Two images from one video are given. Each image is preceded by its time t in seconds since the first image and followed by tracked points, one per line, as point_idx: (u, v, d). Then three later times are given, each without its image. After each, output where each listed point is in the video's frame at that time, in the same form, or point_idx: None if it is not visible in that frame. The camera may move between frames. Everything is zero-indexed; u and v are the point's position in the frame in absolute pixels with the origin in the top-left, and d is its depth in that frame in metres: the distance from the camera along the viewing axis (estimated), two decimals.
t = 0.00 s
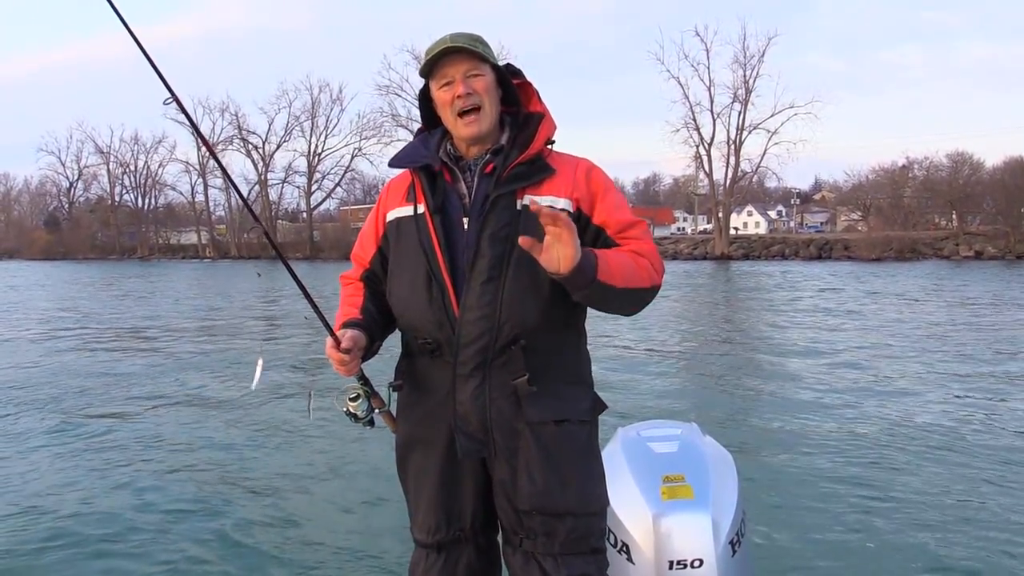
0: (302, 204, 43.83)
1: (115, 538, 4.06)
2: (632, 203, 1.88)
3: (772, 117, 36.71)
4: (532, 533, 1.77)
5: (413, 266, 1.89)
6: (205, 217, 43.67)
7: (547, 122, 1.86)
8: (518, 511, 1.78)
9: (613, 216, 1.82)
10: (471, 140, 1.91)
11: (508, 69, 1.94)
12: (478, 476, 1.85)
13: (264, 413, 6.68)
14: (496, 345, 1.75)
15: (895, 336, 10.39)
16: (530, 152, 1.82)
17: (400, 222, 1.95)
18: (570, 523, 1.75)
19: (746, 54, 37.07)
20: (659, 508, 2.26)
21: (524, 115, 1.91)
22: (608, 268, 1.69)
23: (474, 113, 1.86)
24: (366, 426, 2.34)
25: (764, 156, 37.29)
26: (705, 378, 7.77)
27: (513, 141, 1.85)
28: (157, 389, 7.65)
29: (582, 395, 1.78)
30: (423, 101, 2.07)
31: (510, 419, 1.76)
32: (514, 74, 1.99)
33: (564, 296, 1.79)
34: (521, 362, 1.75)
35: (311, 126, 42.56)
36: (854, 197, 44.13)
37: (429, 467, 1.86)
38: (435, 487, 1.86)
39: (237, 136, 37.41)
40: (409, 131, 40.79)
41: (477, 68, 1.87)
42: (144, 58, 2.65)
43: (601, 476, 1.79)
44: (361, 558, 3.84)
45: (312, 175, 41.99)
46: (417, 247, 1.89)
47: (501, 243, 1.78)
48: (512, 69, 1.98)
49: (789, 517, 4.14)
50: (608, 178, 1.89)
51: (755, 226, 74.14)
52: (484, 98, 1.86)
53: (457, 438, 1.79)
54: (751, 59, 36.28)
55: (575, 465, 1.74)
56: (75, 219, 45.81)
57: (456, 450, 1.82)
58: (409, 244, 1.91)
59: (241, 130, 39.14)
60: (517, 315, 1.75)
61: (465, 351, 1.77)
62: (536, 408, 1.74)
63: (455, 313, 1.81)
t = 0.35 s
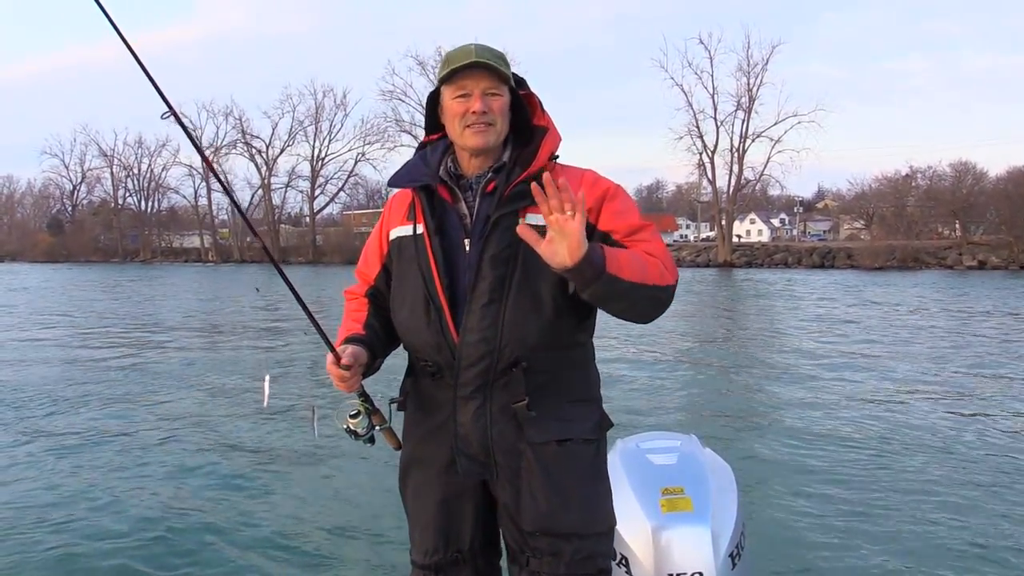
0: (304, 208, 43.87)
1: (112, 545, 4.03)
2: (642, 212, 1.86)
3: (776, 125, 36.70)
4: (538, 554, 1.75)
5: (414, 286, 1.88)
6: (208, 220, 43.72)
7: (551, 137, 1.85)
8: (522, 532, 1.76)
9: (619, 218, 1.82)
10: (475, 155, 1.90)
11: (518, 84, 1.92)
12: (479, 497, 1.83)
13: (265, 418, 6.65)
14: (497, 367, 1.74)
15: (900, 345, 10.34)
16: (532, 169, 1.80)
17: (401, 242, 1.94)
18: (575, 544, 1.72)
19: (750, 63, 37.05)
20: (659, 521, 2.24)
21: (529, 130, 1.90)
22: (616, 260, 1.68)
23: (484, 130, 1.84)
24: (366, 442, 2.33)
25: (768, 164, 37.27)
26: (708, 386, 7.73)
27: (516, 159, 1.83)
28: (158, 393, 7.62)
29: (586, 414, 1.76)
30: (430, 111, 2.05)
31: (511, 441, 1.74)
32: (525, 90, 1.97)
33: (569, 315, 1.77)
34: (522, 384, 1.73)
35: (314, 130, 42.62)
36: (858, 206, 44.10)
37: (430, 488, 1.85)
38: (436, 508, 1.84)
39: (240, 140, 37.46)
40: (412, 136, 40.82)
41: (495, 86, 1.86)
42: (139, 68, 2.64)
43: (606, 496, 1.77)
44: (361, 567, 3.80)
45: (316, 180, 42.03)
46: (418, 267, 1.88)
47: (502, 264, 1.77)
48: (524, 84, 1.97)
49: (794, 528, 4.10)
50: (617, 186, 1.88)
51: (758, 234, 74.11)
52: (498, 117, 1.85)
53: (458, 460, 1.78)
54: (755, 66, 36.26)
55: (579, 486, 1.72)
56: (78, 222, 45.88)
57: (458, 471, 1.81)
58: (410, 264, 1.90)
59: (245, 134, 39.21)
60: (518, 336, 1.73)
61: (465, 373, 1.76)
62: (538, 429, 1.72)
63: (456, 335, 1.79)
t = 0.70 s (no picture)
0: (316, 207, 43.98)
1: (122, 543, 4.01)
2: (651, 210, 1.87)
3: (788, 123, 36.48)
4: (546, 553, 1.73)
5: (421, 282, 1.87)
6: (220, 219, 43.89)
7: (558, 130, 1.84)
8: (532, 531, 1.75)
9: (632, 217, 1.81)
10: (481, 151, 1.89)
11: (523, 79, 1.92)
12: (488, 496, 1.82)
13: (275, 417, 6.64)
14: (506, 363, 1.72)
15: (914, 346, 10.25)
16: (538, 162, 1.79)
17: (409, 237, 1.93)
18: (584, 543, 1.72)
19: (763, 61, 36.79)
20: (667, 520, 2.21)
21: (536, 125, 1.89)
22: (637, 275, 1.68)
23: (488, 125, 1.83)
24: (369, 440, 2.33)
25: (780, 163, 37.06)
26: (720, 387, 7.67)
27: (521, 153, 1.82)
28: (169, 392, 7.63)
29: (596, 411, 1.75)
30: (437, 110, 2.06)
31: (521, 436, 1.73)
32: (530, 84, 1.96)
33: (577, 312, 1.76)
34: (531, 379, 1.72)
35: (326, 130, 42.71)
36: (871, 205, 43.80)
37: (438, 485, 1.84)
38: (444, 506, 1.83)
39: (252, 139, 37.56)
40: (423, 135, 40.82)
41: (499, 81, 1.84)
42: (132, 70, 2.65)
43: (616, 494, 1.76)
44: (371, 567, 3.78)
45: (327, 179, 42.14)
46: (426, 263, 1.87)
47: (509, 258, 1.76)
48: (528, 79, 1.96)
49: (808, 530, 4.05)
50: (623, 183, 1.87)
51: (770, 233, 73.76)
52: (501, 112, 1.84)
53: (468, 457, 1.76)
54: (768, 65, 36.10)
55: (588, 483, 1.71)
56: (92, 221, 46.13)
57: (467, 468, 1.80)
58: (418, 259, 1.89)
59: (257, 134, 39.32)
60: (527, 332, 1.72)
61: (474, 369, 1.75)
62: (548, 425, 1.71)
63: (463, 330, 1.78)
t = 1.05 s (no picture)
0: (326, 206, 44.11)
1: (131, 543, 4.02)
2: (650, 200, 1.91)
3: (798, 118, 36.31)
4: (549, 536, 1.74)
5: (423, 267, 1.87)
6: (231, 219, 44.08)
7: (558, 118, 1.85)
8: (535, 514, 1.76)
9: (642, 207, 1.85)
10: (481, 137, 1.89)
11: (521, 67, 1.92)
12: (491, 480, 1.83)
13: (284, 416, 6.65)
14: (511, 346, 1.73)
15: (925, 340, 10.20)
16: (540, 148, 1.79)
17: (410, 223, 1.93)
18: (587, 526, 1.73)
19: (772, 56, 36.57)
20: (671, 511, 2.21)
21: (535, 112, 1.89)
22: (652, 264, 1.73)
23: (487, 110, 1.83)
24: (366, 425, 2.34)
25: (791, 158, 36.89)
26: (730, 382, 7.63)
27: (523, 139, 1.83)
28: (179, 391, 7.66)
29: (597, 395, 1.76)
30: (435, 97, 2.06)
31: (526, 420, 1.73)
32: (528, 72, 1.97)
33: (578, 297, 1.77)
34: (536, 363, 1.73)
35: (335, 128, 42.82)
36: (882, 199, 43.55)
37: (443, 470, 1.84)
38: (448, 490, 1.83)
39: (261, 139, 37.71)
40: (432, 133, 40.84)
41: (497, 66, 1.84)
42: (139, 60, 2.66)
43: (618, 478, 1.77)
44: (378, 566, 3.77)
45: (337, 178, 42.27)
46: (428, 247, 1.87)
47: (513, 242, 1.76)
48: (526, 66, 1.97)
49: (818, 525, 4.01)
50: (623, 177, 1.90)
51: (781, 229, 73.52)
52: (500, 97, 1.84)
53: (472, 442, 1.76)
54: (777, 60, 35.95)
55: (593, 467, 1.72)
56: (103, 222, 46.42)
57: (471, 453, 1.80)
58: (419, 244, 1.89)
59: (266, 133, 39.47)
60: (531, 316, 1.72)
61: (479, 353, 1.74)
62: (552, 410, 1.72)
63: (467, 315, 1.79)
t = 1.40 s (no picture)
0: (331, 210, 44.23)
1: (135, 550, 4.01)
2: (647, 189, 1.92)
3: (802, 113, 36.25)
4: (546, 531, 1.75)
5: (416, 264, 1.88)
6: (236, 225, 44.23)
7: (548, 114, 1.85)
8: (531, 510, 1.77)
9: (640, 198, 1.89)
10: (472, 133, 1.90)
11: (512, 63, 1.93)
12: (487, 477, 1.84)
13: (290, 420, 6.65)
14: (505, 343, 1.73)
15: (929, 333, 10.18)
16: (531, 144, 1.80)
17: (402, 221, 1.93)
18: (583, 520, 1.73)
19: (774, 52, 36.49)
20: (670, 505, 2.22)
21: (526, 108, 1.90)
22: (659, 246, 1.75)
23: (478, 105, 1.84)
24: (359, 421, 2.35)
25: (795, 153, 36.82)
26: (736, 378, 7.61)
27: (514, 136, 1.83)
28: (185, 397, 7.68)
29: (591, 390, 1.77)
30: (426, 96, 2.07)
31: (520, 417, 1.74)
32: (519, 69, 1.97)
33: (572, 292, 1.78)
34: (530, 359, 1.73)
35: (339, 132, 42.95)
36: (887, 194, 43.45)
37: (440, 468, 1.85)
38: (445, 487, 1.84)
39: (266, 144, 37.85)
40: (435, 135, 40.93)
41: (487, 62, 1.85)
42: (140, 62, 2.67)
43: (614, 472, 1.78)
44: (383, 570, 3.76)
45: (341, 181, 42.36)
46: (420, 244, 1.88)
47: (505, 239, 1.76)
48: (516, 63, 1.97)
49: (824, 519, 3.99)
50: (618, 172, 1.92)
51: (787, 225, 73.42)
52: (491, 93, 1.85)
53: (468, 439, 1.77)
54: (779, 55, 35.89)
55: (588, 462, 1.73)
56: (110, 230, 46.66)
57: (467, 450, 1.80)
58: (411, 242, 1.90)
59: (270, 139, 39.61)
60: (525, 312, 1.73)
61: (473, 350, 1.75)
62: (547, 405, 1.72)
63: (461, 312, 1.79)
